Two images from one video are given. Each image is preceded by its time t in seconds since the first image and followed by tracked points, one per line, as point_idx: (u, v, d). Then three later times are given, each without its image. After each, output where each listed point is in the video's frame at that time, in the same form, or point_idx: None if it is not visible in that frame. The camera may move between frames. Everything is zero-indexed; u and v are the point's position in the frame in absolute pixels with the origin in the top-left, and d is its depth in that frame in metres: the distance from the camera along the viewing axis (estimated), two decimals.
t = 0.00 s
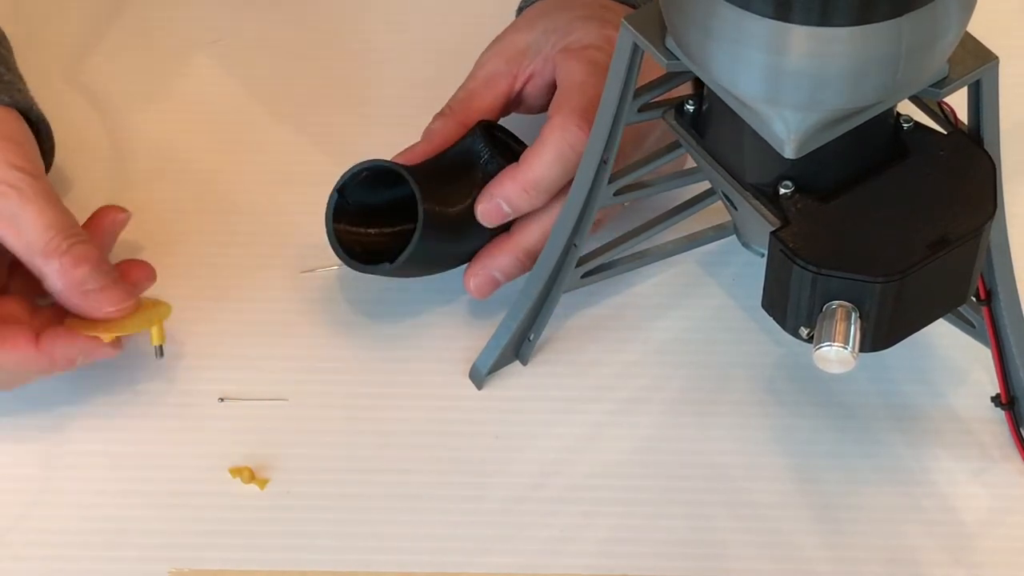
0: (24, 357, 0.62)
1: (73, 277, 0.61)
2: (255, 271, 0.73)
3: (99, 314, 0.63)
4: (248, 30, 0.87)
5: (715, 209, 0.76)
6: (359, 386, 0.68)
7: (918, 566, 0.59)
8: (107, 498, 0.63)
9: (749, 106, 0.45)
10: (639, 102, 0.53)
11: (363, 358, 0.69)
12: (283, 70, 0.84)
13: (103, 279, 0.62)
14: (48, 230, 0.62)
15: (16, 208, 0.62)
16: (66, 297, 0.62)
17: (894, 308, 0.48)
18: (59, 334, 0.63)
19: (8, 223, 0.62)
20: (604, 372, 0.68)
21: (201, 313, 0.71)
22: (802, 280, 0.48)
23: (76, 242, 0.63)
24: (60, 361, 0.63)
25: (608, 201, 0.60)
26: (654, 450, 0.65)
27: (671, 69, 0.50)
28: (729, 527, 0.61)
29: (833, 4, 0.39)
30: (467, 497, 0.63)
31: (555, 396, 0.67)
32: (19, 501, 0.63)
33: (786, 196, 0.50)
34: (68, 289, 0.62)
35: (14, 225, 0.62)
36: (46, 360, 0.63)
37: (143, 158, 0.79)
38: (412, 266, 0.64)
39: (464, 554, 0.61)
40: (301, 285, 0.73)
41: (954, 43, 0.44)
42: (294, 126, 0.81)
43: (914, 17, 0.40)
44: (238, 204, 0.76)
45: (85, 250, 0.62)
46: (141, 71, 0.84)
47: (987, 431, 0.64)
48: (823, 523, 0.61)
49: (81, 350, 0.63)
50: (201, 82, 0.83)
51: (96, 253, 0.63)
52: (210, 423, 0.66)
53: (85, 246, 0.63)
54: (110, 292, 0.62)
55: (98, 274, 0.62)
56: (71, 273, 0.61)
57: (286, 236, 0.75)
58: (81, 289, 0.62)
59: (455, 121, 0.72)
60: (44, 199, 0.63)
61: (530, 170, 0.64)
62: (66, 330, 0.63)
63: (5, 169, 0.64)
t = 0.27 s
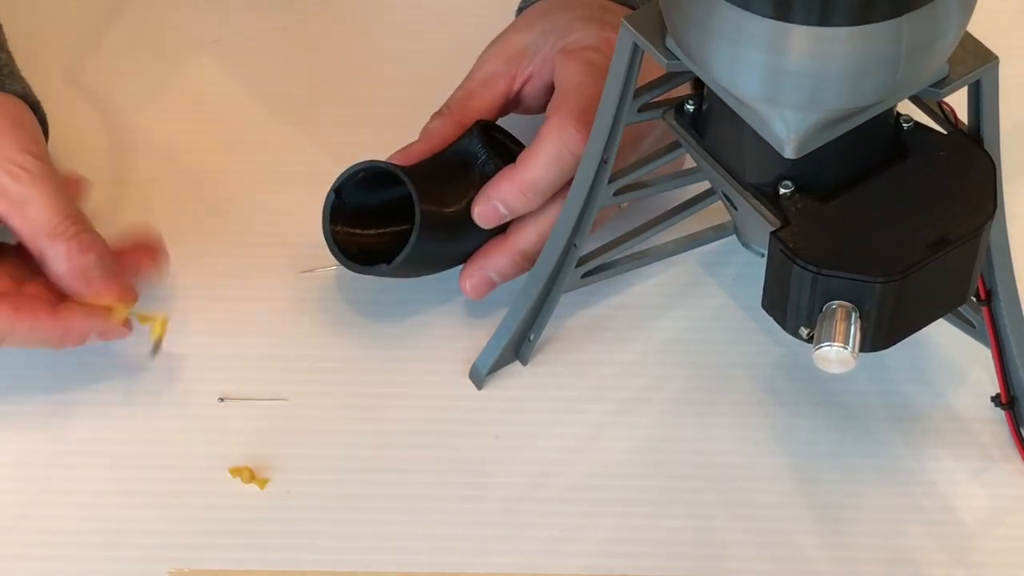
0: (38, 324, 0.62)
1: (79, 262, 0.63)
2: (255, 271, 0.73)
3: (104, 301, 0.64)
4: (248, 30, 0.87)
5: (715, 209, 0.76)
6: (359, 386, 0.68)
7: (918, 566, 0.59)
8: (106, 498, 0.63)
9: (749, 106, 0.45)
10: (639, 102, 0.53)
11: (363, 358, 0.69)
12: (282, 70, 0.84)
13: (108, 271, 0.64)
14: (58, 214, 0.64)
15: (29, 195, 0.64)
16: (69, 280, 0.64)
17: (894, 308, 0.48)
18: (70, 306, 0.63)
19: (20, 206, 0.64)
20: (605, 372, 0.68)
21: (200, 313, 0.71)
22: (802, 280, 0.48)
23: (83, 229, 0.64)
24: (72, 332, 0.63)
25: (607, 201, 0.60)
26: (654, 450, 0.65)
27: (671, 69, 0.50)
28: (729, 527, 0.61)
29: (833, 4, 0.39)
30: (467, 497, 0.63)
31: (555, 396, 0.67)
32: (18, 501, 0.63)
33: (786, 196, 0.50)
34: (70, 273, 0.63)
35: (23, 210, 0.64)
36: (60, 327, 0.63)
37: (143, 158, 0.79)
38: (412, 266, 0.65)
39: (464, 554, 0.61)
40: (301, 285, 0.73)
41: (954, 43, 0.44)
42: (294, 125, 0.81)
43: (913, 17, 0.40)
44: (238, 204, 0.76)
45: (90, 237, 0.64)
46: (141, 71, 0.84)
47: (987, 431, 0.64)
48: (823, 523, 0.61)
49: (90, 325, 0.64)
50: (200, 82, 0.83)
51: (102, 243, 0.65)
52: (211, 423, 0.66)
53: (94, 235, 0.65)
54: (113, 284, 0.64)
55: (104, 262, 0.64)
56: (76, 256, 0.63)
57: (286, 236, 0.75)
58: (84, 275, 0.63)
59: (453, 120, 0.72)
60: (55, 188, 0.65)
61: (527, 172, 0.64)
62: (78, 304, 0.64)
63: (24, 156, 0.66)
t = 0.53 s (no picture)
0: (26, 369, 0.62)
1: (75, 260, 0.60)
2: (255, 272, 0.73)
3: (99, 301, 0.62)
4: (247, 30, 0.87)
5: (714, 209, 0.76)
6: (359, 386, 0.68)
7: (918, 566, 0.59)
8: (106, 498, 0.63)
9: (749, 105, 0.45)
10: (639, 102, 0.53)
11: (363, 358, 0.69)
12: (282, 70, 0.84)
13: (103, 266, 0.61)
14: (54, 208, 0.60)
15: (17, 188, 0.60)
16: (65, 278, 0.61)
17: (894, 308, 0.48)
18: (48, 333, 0.62)
19: (11, 203, 0.60)
20: (604, 372, 0.68)
21: (201, 313, 0.71)
22: (802, 280, 0.48)
23: (80, 222, 0.60)
24: (63, 360, 0.63)
25: (607, 201, 0.60)
26: (654, 450, 0.65)
27: (671, 69, 0.50)
28: (729, 527, 0.61)
29: (833, 4, 0.39)
30: (467, 497, 0.63)
31: (555, 396, 0.67)
32: (18, 501, 0.63)
33: (786, 196, 0.50)
34: (65, 270, 0.61)
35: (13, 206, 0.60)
36: (48, 365, 0.62)
37: (143, 158, 0.79)
38: (409, 268, 0.65)
39: (464, 554, 0.61)
40: (301, 285, 0.73)
41: (954, 43, 0.44)
42: (294, 126, 0.81)
43: (914, 17, 0.40)
44: (238, 204, 0.76)
45: (91, 232, 0.61)
46: (141, 71, 0.84)
47: (986, 431, 0.64)
48: (823, 523, 0.61)
49: (79, 333, 0.62)
50: (200, 83, 0.83)
51: (101, 237, 0.61)
52: (210, 423, 0.66)
53: (94, 229, 0.61)
54: (108, 284, 0.62)
55: (101, 259, 0.61)
56: (70, 253, 0.60)
57: (286, 236, 0.75)
58: (78, 274, 0.61)
59: (453, 121, 0.72)
60: (47, 177, 0.62)
61: (526, 173, 0.64)
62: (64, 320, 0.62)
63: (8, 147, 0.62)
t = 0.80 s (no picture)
0: (89, 364, 0.61)
1: (123, 267, 0.60)
2: (256, 272, 0.73)
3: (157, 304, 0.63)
4: (247, 30, 0.87)
5: (714, 209, 0.76)
6: (359, 386, 0.68)
7: (919, 566, 0.59)
8: (108, 498, 0.63)
9: (749, 105, 0.45)
10: (639, 102, 0.53)
11: (363, 358, 0.69)
12: (283, 70, 0.84)
13: (149, 269, 0.62)
14: (95, 215, 0.60)
15: (58, 200, 0.59)
16: (115, 283, 0.61)
17: (895, 308, 0.48)
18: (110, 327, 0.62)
19: (55, 216, 0.60)
20: (604, 372, 0.68)
21: (201, 313, 0.71)
22: (802, 280, 0.48)
23: (123, 229, 0.60)
24: (121, 356, 0.62)
25: (608, 201, 0.60)
26: (654, 450, 0.65)
27: (671, 69, 0.50)
28: (729, 527, 0.61)
29: (833, 4, 0.39)
30: (467, 497, 0.63)
31: (555, 397, 0.67)
32: (18, 501, 0.63)
33: (786, 196, 0.50)
34: (113, 277, 0.61)
35: (58, 219, 0.60)
36: (110, 358, 0.61)
37: (143, 158, 0.79)
38: (412, 270, 0.64)
39: (463, 554, 0.61)
40: (301, 285, 0.73)
41: (954, 43, 0.44)
42: (294, 125, 0.81)
43: (913, 18, 0.40)
44: (239, 204, 0.76)
45: (134, 237, 0.61)
46: (141, 71, 0.84)
47: (986, 431, 0.64)
48: (823, 523, 0.61)
49: (139, 330, 0.63)
50: (201, 83, 0.83)
51: (146, 241, 0.61)
52: (211, 423, 0.66)
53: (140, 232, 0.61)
54: (162, 284, 0.63)
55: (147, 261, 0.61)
56: (121, 260, 0.60)
57: (286, 236, 0.75)
58: (127, 279, 0.61)
59: (453, 121, 0.72)
60: (85, 184, 0.61)
61: (526, 175, 0.64)
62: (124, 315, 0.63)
63: (41, 159, 0.61)
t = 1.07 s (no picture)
0: (150, 349, 0.60)
1: (179, 250, 0.60)
2: (256, 272, 0.73)
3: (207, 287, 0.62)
4: (247, 30, 0.87)
5: (714, 209, 0.76)
6: (359, 386, 0.68)
7: (920, 566, 0.59)
8: (109, 499, 0.63)
9: (749, 105, 0.45)
10: (639, 102, 0.53)
11: (363, 359, 0.69)
12: (282, 71, 0.84)
13: (202, 252, 0.61)
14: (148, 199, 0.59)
15: (108, 190, 0.59)
16: (169, 270, 0.60)
17: (895, 307, 0.48)
18: (167, 311, 0.61)
19: (103, 207, 0.59)
20: (604, 372, 0.68)
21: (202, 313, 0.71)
22: (803, 280, 0.48)
23: (176, 214, 0.60)
24: (180, 340, 0.62)
25: (608, 202, 0.60)
26: (654, 450, 0.65)
27: (671, 69, 0.49)
28: (730, 527, 0.61)
29: (833, 4, 0.39)
30: (467, 497, 0.63)
31: (554, 397, 0.67)
32: (19, 501, 0.63)
33: (786, 196, 0.50)
34: (170, 263, 0.60)
35: (108, 210, 0.59)
36: (170, 343, 0.61)
37: (143, 158, 0.79)
38: (405, 268, 0.64)
39: (463, 554, 0.61)
40: (301, 286, 0.73)
41: (955, 43, 0.44)
42: (294, 126, 0.81)
43: (914, 18, 0.40)
44: (239, 204, 0.76)
45: (187, 220, 0.60)
46: (141, 71, 0.84)
47: (987, 431, 0.64)
48: (823, 523, 0.61)
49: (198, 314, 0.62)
50: (201, 83, 0.83)
51: (195, 226, 0.61)
52: (211, 423, 0.66)
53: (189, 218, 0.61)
54: (211, 267, 0.62)
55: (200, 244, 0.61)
56: (177, 245, 0.60)
57: (286, 237, 0.75)
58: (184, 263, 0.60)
59: (450, 119, 0.72)
60: (127, 172, 0.61)
61: (522, 179, 0.64)
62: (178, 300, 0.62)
63: (82, 153, 0.60)
